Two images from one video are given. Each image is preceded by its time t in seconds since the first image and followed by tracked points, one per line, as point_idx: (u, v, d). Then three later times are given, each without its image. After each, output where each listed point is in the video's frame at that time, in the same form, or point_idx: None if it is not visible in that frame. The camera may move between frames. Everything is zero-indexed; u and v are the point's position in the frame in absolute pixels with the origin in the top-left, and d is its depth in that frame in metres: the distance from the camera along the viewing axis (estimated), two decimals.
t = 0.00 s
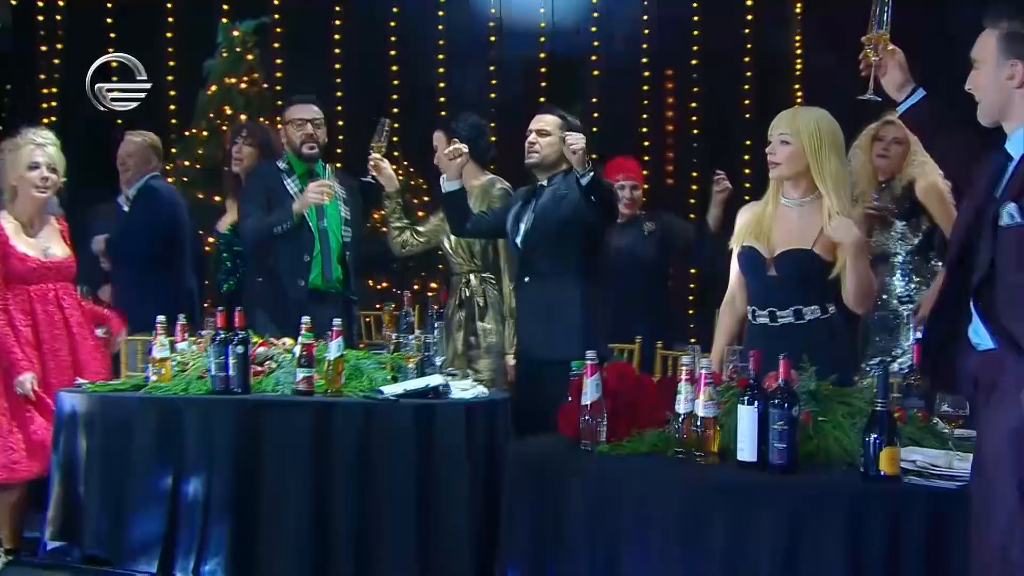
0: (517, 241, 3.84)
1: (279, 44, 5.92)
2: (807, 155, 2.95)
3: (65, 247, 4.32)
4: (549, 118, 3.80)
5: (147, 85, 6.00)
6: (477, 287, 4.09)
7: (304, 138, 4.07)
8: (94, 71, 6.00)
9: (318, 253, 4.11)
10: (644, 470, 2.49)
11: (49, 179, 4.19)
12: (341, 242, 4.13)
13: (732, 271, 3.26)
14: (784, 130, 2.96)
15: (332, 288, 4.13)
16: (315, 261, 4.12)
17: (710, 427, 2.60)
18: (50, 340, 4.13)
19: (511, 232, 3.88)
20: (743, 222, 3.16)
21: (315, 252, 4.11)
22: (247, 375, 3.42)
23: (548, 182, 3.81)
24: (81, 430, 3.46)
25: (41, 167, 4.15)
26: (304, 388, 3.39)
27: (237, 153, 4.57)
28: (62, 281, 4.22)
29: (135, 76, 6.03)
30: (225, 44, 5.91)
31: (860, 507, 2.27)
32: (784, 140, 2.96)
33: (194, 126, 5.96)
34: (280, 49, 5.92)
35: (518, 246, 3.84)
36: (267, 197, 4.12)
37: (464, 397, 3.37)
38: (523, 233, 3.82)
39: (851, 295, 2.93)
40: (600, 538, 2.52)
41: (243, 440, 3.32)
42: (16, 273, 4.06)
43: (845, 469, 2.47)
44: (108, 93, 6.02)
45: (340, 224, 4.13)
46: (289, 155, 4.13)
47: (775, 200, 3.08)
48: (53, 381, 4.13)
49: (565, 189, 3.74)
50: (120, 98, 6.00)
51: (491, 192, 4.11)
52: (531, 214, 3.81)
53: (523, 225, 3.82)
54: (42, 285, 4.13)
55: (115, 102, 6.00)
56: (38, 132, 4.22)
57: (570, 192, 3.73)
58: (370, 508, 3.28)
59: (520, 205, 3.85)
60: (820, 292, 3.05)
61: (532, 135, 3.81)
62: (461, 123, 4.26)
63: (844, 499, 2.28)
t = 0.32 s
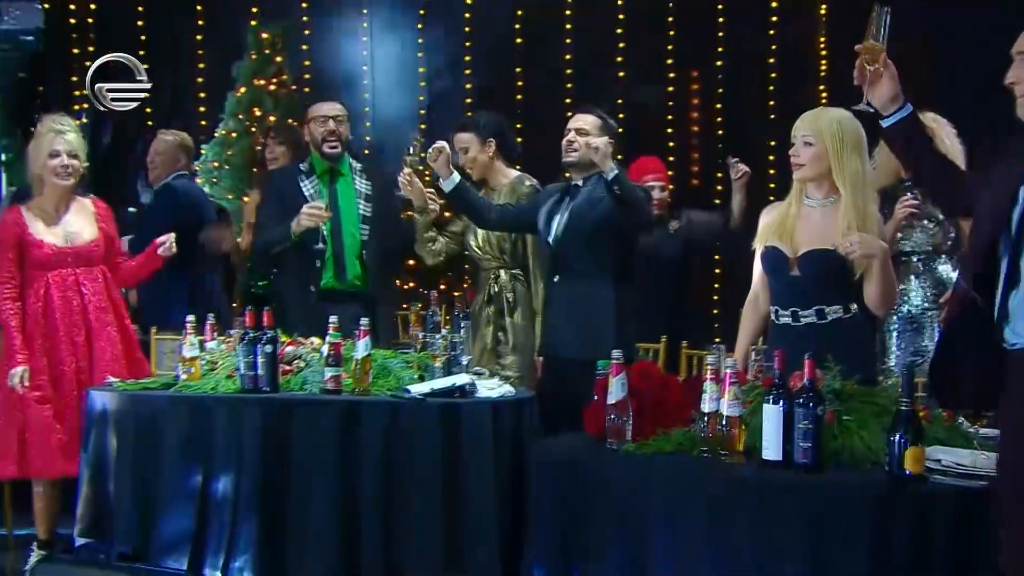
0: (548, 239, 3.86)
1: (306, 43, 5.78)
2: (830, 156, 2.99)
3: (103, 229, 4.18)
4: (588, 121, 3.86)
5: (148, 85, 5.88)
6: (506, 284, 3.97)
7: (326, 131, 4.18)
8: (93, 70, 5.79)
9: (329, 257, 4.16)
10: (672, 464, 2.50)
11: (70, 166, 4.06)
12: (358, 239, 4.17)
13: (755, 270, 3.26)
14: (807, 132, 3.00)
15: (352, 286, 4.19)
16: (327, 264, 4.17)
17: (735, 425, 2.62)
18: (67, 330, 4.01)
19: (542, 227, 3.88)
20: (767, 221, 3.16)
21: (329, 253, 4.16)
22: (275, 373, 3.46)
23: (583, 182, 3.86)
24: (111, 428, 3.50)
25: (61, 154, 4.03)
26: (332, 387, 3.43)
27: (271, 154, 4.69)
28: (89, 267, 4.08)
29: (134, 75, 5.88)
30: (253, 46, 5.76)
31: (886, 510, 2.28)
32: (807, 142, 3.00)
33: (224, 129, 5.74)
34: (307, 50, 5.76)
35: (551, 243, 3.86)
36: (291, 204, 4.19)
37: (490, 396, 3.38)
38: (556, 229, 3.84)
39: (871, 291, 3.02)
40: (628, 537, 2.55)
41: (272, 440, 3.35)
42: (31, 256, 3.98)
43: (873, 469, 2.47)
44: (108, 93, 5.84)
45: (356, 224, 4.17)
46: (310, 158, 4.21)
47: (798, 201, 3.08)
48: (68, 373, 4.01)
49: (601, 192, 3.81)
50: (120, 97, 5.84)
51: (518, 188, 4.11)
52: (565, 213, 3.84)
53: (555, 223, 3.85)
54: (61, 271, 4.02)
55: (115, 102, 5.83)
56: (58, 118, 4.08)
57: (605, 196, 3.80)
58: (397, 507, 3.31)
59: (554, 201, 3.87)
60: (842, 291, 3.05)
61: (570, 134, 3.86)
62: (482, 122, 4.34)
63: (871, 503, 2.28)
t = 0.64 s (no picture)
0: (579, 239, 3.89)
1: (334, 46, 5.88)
2: (853, 158, 2.99)
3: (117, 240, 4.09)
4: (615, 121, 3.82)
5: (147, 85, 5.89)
6: (538, 292, 4.09)
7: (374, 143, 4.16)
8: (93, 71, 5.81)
9: (349, 268, 4.23)
10: (700, 464, 2.50)
11: (92, 173, 4.07)
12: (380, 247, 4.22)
13: (780, 272, 3.27)
14: (830, 134, 3.01)
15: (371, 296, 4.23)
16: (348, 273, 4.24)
17: (761, 425, 2.63)
18: (51, 333, 4.00)
19: (572, 230, 3.94)
20: (791, 223, 3.17)
21: (352, 263, 4.23)
22: (303, 372, 3.48)
23: (611, 184, 3.89)
24: (140, 427, 3.54)
25: (82, 160, 4.05)
26: (359, 386, 3.45)
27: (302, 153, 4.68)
28: (90, 274, 4.03)
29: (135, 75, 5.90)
30: (282, 48, 5.86)
31: (913, 509, 2.28)
32: (830, 144, 3.02)
33: (252, 130, 5.77)
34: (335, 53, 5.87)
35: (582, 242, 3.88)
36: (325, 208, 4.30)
37: (516, 396, 3.41)
38: (586, 231, 3.87)
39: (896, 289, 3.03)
40: (655, 535, 2.56)
41: (299, 439, 3.37)
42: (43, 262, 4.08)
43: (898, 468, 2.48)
44: (108, 94, 5.85)
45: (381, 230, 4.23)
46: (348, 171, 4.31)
47: (821, 202, 3.10)
48: (45, 376, 3.99)
49: (628, 198, 3.84)
50: (120, 98, 5.85)
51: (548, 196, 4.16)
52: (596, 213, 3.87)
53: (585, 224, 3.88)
54: (62, 276, 4.03)
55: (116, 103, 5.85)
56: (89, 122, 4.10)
57: (632, 202, 3.82)
58: (424, 506, 3.33)
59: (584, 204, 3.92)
60: (868, 292, 3.06)
61: (599, 136, 3.85)
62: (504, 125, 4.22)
63: (899, 502, 2.29)
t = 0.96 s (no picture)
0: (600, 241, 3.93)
1: (360, 46, 5.97)
2: (877, 159, 2.98)
3: (106, 244, 4.03)
4: (636, 118, 3.84)
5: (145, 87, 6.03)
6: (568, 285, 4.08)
7: (398, 142, 4.06)
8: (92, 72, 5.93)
9: (394, 270, 4.11)
10: (725, 463, 2.50)
11: (108, 176, 4.08)
12: (423, 252, 4.12)
13: (808, 270, 3.25)
14: (853, 136, 3.01)
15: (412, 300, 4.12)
16: (392, 276, 4.11)
17: (788, 425, 2.61)
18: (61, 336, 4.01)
19: (597, 228, 3.96)
20: (821, 221, 3.14)
21: (395, 266, 4.11)
22: (329, 372, 3.49)
23: (633, 183, 3.89)
24: (169, 426, 3.54)
25: (99, 160, 4.06)
26: (385, 386, 3.46)
27: (323, 158, 4.65)
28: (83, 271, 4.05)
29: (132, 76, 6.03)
30: (308, 47, 6.00)
31: (939, 511, 2.26)
32: (856, 146, 3.01)
33: (279, 129, 5.97)
34: (362, 53, 5.97)
35: (603, 243, 3.90)
36: (365, 213, 4.18)
37: (542, 396, 3.41)
38: (608, 230, 3.90)
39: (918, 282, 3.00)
40: (679, 534, 2.56)
41: (328, 439, 3.38)
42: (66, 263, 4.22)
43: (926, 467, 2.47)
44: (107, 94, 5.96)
45: (427, 237, 4.14)
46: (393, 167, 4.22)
47: (852, 202, 3.08)
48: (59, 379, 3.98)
49: (646, 198, 3.83)
50: (119, 98, 5.97)
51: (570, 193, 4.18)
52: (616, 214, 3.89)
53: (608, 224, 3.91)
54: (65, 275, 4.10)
55: (114, 103, 5.96)
56: (117, 128, 4.13)
57: (649, 202, 3.82)
58: (451, 507, 3.34)
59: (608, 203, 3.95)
60: (896, 292, 3.05)
61: (619, 135, 3.85)
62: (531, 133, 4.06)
63: (924, 501, 2.27)
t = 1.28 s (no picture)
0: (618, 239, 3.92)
1: (385, 47, 6.01)
2: (901, 158, 2.90)
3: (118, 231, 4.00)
4: (654, 117, 3.77)
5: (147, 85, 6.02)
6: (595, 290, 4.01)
7: (438, 144, 4.03)
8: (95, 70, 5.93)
9: (430, 271, 4.11)
10: (750, 464, 2.49)
11: (125, 159, 4.08)
12: (457, 255, 4.14)
13: (834, 270, 3.23)
14: (879, 135, 2.92)
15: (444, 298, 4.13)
16: (428, 277, 4.12)
17: (814, 425, 2.59)
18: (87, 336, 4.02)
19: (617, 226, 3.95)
20: (849, 220, 3.13)
21: (430, 266, 4.12)
22: (355, 372, 3.49)
23: (649, 182, 3.85)
24: (195, 427, 3.56)
25: (117, 144, 4.08)
26: (411, 386, 3.46)
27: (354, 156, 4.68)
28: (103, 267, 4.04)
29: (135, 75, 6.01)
30: (334, 48, 6.03)
31: (966, 512, 2.24)
32: (881, 145, 2.92)
33: (305, 129, 6.00)
34: (387, 53, 6.01)
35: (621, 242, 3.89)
36: (394, 214, 4.17)
37: (568, 396, 3.41)
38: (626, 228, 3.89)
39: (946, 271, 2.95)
40: (705, 534, 2.55)
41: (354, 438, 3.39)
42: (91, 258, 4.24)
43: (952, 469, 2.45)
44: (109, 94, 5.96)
45: (460, 240, 4.15)
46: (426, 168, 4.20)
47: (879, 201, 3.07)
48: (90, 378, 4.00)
49: (661, 197, 3.79)
50: (120, 98, 5.97)
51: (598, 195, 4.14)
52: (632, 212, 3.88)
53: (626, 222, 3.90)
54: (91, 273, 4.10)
55: (115, 103, 5.95)
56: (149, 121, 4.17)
57: (665, 201, 3.77)
58: (476, 507, 3.34)
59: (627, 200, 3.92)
60: (925, 292, 3.05)
61: (637, 133, 3.80)
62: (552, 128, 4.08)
63: (950, 502, 2.25)
